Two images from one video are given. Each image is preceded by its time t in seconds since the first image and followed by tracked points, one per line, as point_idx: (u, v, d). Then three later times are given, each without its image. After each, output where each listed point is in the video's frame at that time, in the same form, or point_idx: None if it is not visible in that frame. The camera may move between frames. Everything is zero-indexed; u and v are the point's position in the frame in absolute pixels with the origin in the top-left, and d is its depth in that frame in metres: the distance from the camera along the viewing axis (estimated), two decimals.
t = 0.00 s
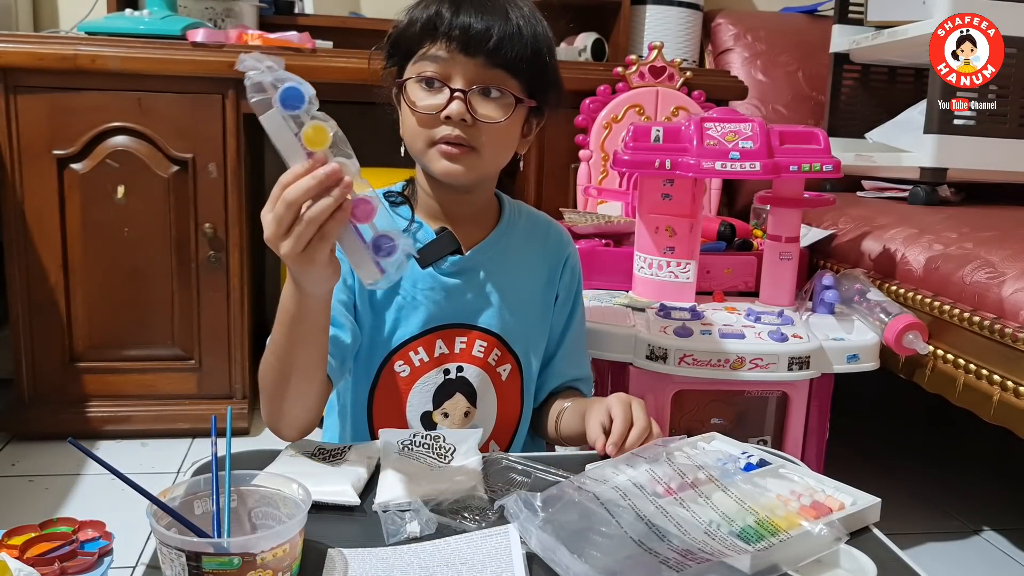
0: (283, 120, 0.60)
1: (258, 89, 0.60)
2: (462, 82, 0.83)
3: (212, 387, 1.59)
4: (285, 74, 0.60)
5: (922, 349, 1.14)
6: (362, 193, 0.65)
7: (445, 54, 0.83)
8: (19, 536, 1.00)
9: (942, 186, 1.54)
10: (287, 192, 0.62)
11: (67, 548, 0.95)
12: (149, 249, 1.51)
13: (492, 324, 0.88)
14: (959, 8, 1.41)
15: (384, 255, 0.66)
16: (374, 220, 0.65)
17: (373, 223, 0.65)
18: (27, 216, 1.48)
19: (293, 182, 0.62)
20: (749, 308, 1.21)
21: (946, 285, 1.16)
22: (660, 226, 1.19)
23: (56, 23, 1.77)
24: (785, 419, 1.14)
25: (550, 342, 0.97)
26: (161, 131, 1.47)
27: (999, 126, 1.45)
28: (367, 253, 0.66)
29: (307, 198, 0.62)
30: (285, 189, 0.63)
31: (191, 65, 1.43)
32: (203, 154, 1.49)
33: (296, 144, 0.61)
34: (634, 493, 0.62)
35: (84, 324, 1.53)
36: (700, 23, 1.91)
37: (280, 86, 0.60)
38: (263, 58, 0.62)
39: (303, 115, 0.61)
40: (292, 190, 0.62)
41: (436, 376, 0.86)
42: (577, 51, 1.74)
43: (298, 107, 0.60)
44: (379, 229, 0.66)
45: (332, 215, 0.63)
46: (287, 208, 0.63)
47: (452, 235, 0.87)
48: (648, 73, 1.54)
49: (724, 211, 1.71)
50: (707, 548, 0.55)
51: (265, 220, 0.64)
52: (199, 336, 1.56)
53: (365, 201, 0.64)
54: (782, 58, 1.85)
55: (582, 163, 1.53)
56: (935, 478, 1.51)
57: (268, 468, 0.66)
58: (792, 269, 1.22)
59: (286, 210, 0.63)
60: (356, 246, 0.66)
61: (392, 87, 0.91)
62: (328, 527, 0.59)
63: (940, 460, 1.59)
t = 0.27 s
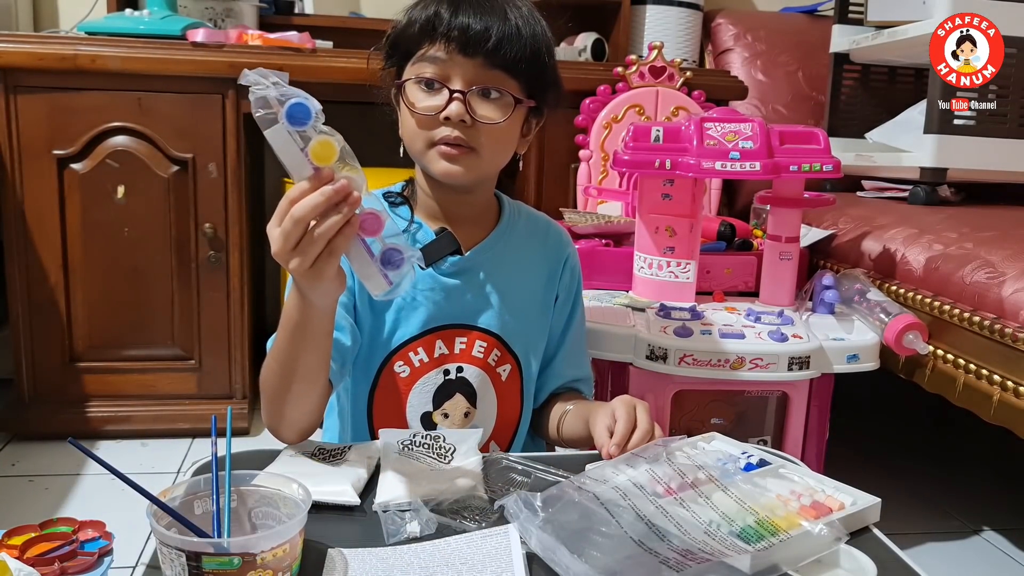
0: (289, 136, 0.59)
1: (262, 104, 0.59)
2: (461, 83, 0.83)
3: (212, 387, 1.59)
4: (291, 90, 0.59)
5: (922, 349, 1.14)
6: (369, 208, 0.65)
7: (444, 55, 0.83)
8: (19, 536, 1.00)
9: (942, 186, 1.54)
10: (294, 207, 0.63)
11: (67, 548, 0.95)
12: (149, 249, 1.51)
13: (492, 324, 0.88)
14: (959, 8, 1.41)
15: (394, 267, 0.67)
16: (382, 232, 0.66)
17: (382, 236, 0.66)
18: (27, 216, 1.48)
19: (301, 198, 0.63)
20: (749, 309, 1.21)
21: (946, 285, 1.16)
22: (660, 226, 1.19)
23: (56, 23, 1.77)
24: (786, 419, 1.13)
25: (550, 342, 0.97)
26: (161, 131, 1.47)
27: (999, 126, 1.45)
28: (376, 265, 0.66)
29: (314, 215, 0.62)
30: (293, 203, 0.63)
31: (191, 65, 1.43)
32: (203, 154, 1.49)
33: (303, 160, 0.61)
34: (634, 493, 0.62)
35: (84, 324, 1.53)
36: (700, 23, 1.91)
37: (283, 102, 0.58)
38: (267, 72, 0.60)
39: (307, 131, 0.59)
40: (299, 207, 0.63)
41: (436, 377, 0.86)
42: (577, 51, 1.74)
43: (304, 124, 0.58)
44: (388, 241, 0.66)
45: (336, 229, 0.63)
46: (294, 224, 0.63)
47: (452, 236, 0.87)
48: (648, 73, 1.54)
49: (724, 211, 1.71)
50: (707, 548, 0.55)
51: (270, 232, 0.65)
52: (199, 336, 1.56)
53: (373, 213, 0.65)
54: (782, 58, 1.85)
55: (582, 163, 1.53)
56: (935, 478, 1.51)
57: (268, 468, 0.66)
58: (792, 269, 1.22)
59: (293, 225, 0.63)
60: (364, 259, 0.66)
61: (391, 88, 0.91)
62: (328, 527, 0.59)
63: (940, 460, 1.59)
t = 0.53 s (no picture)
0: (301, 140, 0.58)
1: (272, 108, 0.57)
2: (460, 85, 0.83)
3: (212, 387, 1.59)
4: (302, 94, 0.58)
5: (922, 349, 1.14)
6: (379, 209, 0.66)
7: (442, 57, 0.83)
8: (19, 536, 1.00)
9: (942, 186, 1.54)
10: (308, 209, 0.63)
11: (67, 548, 0.95)
12: (149, 249, 1.51)
13: (492, 323, 0.88)
14: (959, 8, 1.41)
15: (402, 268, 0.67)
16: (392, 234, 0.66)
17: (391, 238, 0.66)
18: (27, 216, 1.48)
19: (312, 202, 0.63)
20: (749, 309, 1.21)
21: (946, 285, 1.16)
22: (660, 226, 1.19)
23: (56, 23, 1.77)
24: (785, 419, 1.14)
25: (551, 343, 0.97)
26: (161, 131, 1.47)
27: (999, 126, 1.45)
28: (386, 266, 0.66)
29: (324, 218, 0.62)
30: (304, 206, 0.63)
31: (191, 65, 1.43)
32: (203, 154, 1.49)
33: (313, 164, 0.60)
34: (634, 493, 0.62)
35: (84, 324, 1.53)
36: (700, 23, 1.91)
37: (294, 105, 0.57)
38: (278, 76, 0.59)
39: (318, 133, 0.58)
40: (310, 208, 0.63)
41: (436, 376, 0.86)
42: (577, 51, 1.74)
43: (314, 126, 0.58)
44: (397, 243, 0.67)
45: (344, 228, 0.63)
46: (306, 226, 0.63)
47: (453, 235, 0.87)
48: (648, 73, 1.54)
49: (724, 211, 1.71)
50: (708, 548, 0.55)
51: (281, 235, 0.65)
52: (199, 336, 1.56)
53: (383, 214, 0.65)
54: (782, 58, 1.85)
55: (582, 163, 1.53)
56: (936, 478, 1.51)
57: (268, 468, 0.66)
58: (792, 269, 1.22)
59: (303, 227, 0.63)
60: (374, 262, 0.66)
61: (391, 90, 0.91)
62: (328, 527, 0.59)
63: (940, 460, 1.59)
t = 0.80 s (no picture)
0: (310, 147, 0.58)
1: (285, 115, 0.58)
2: (459, 85, 0.83)
3: (212, 387, 1.59)
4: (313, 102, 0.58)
5: (922, 349, 1.14)
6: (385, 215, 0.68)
7: (441, 57, 0.83)
8: (19, 536, 1.00)
9: (942, 186, 1.54)
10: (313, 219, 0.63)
11: (67, 548, 0.95)
12: (149, 249, 1.51)
13: (492, 322, 0.88)
14: (959, 8, 1.41)
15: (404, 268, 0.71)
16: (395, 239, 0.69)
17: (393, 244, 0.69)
18: (27, 216, 1.48)
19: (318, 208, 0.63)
20: (749, 309, 1.21)
21: (946, 285, 1.16)
22: (660, 226, 1.19)
23: (56, 23, 1.77)
24: (785, 419, 1.14)
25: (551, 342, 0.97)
26: (161, 131, 1.47)
27: (999, 126, 1.45)
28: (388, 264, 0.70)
29: (331, 228, 0.63)
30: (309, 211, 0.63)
31: (191, 65, 1.43)
32: (203, 154, 1.49)
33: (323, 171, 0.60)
34: (633, 493, 0.62)
35: (84, 324, 1.53)
36: (700, 23, 1.91)
37: (304, 114, 0.57)
38: (292, 82, 0.59)
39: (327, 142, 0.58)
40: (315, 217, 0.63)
41: (436, 374, 0.86)
42: (577, 51, 1.74)
43: (322, 137, 0.58)
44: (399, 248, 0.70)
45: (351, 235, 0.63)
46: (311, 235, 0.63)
47: (453, 233, 0.87)
48: (648, 73, 1.54)
49: (724, 211, 1.71)
50: (708, 548, 0.55)
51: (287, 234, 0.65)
52: (199, 335, 1.56)
53: (387, 219, 0.67)
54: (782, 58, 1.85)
55: (582, 163, 1.53)
56: (936, 478, 1.51)
57: (268, 468, 0.66)
58: (792, 269, 1.22)
59: (309, 236, 0.63)
60: (379, 259, 0.70)
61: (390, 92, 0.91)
62: (328, 527, 0.59)
63: (940, 460, 1.59)
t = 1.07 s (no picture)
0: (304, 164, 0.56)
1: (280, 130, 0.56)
2: (463, 84, 0.83)
3: (212, 387, 1.59)
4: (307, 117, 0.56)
5: (922, 349, 1.14)
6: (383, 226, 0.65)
7: (445, 57, 0.83)
8: (19, 536, 1.00)
9: (942, 186, 1.54)
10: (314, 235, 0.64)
11: (67, 548, 0.95)
12: (149, 249, 1.51)
13: (493, 323, 0.88)
14: (959, 8, 1.41)
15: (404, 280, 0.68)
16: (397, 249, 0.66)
17: (394, 254, 0.66)
18: (27, 216, 1.48)
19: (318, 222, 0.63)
20: (748, 309, 1.21)
21: (946, 285, 1.16)
22: (660, 226, 1.19)
23: (56, 23, 1.77)
24: (785, 419, 1.14)
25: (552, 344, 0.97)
26: (161, 131, 1.47)
27: (999, 126, 1.45)
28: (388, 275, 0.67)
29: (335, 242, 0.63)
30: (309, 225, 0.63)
31: (191, 65, 1.43)
32: (203, 154, 1.49)
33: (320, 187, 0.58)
34: (634, 493, 0.62)
35: (84, 323, 1.53)
36: (700, 23, 1.91)
37: (298, 129, 0.55)
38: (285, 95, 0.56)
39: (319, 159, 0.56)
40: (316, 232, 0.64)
41: (437, 375, 0.86)
42: (577, 51, 1.74)
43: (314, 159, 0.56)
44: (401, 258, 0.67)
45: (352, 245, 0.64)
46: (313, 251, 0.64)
47: (454, 234, 0.87)
48: (648, 73, 1.54)
49: (724, 211, 1.71)
50: (709, 549, 0.55)
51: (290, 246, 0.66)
52: (199, 335, 1.56)
53: (388, 231, 0.65)
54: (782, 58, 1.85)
55: (582, 163, 1.53)
56: (936, 478, 1.51)
57: (269, 468, 0.66)
58: (792, 269, 1.22)
59: (313, 247, 0.63)
60: (380, 271, 0.67)
61: (392, 93, 0.91)
62: (327, 527, 0.59)
63: (940, 460, 1.59)
